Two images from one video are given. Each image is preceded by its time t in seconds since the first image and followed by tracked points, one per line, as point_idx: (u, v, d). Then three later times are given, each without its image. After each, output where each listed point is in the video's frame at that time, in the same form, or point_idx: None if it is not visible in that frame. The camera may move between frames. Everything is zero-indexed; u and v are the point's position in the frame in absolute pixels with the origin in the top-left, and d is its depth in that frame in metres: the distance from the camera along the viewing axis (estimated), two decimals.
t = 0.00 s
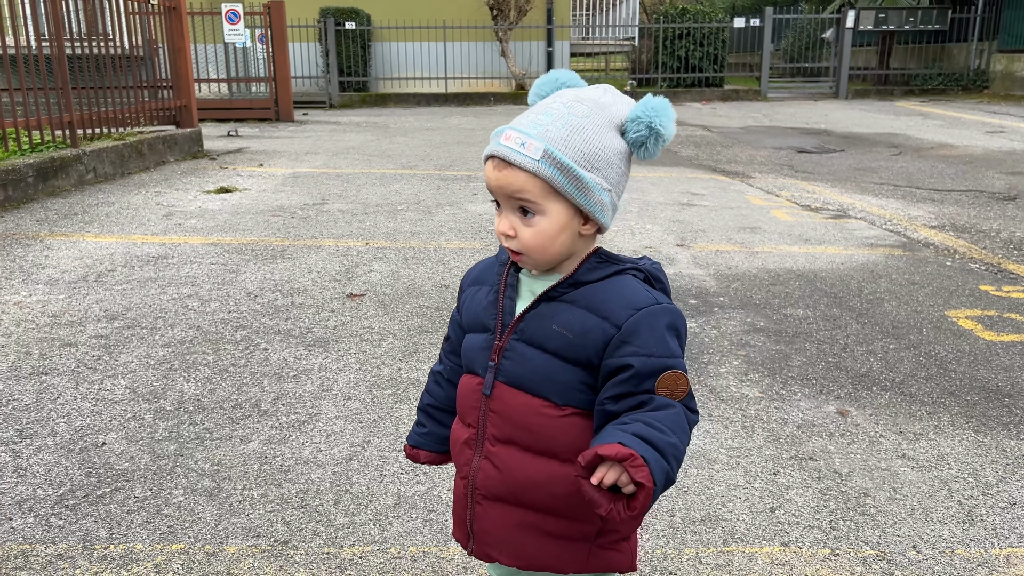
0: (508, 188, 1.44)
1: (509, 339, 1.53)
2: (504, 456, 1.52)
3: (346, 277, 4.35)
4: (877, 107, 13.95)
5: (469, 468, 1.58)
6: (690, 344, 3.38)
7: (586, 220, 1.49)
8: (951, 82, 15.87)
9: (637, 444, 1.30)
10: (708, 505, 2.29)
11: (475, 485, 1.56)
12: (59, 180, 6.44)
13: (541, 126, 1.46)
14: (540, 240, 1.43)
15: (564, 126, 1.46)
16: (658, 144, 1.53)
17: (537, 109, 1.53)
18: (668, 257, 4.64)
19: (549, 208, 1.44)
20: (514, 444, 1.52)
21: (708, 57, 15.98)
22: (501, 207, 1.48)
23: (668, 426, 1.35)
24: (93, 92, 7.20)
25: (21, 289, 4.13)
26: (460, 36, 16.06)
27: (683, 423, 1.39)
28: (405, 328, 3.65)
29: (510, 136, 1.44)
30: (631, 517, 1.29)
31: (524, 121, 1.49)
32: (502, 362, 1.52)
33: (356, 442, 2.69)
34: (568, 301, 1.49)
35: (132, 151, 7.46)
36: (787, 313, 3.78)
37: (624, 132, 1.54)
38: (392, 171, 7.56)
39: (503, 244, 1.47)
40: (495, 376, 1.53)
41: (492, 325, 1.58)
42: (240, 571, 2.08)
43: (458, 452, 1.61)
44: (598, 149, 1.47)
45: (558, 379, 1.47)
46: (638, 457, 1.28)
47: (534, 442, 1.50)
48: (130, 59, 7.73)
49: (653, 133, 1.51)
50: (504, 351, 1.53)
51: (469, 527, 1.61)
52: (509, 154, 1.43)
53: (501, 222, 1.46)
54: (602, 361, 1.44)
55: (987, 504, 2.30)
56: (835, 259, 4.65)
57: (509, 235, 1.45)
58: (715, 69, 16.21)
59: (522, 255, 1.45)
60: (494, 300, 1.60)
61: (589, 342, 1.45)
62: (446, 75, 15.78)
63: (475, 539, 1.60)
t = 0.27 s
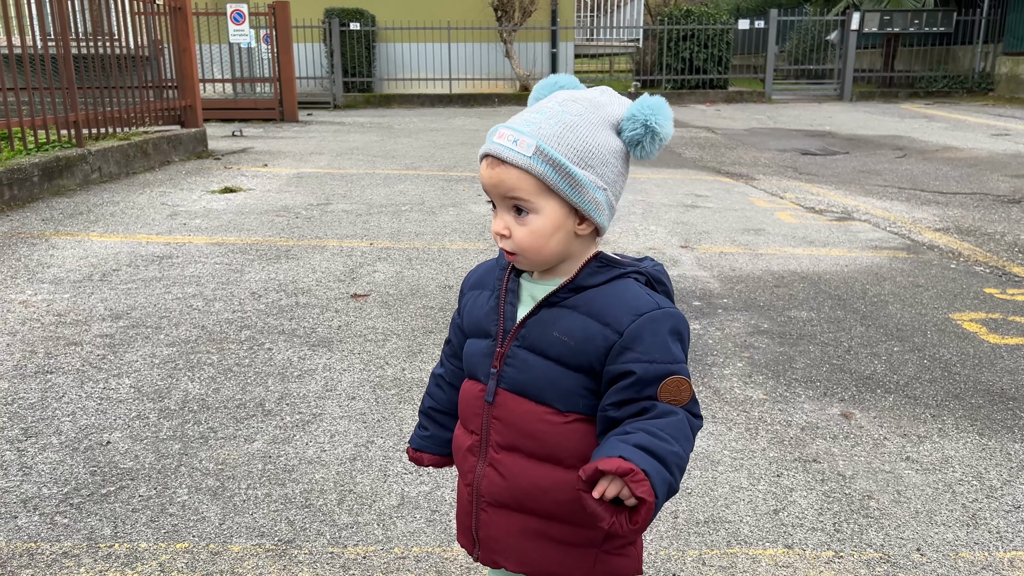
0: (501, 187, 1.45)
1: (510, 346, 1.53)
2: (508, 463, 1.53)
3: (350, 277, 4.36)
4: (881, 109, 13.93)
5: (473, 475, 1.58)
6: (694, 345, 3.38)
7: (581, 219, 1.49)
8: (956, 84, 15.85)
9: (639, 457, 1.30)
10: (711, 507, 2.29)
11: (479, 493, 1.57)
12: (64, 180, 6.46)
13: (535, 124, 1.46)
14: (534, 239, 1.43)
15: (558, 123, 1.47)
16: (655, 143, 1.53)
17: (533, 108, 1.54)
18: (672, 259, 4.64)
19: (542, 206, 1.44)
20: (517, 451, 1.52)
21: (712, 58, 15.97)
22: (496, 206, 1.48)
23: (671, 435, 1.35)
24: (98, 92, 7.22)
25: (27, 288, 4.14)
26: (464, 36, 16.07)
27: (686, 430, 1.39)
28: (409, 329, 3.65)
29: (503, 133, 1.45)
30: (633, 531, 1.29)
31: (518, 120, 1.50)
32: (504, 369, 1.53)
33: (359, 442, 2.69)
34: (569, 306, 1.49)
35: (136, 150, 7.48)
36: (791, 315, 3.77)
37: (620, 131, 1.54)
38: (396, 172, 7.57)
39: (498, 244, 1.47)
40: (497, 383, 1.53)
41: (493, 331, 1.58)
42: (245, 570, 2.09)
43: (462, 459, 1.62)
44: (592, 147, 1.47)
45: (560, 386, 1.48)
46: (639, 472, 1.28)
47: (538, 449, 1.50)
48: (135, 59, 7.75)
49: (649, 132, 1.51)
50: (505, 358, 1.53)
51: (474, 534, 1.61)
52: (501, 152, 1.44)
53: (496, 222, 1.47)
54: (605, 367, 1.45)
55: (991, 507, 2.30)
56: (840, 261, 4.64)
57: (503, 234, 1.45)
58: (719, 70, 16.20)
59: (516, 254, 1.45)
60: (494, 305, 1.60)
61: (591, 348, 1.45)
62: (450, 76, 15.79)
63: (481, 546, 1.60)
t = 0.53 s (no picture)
0: (509, 181, 1.43)
1: (510, 348, 1.53)
2: (513, 467, 1.53)
3: (354, 277, 4.36)
4: (886, 111, 13.92)
5: (479, 480, 1.59)
6: (698, 346, 3.38)
7: (585, 214, 1.49)
8: (961, 86, 15.83)
9: (641, 463, 1.30)
10: (715, 507, 2.29)
11: (486, 498, 1.57)
12: (69, 179, 6.48)
13: (541, 117, 1.46)
14: (543, 234, 1.42)
15: (564, 117, 1.47)
16: (654, 138, 1.55)
17: (534, 103, 1.54)
18: (676, 259, 4.64)
19: (551, 200, 1.43)
20: (521, 455, 1.53)
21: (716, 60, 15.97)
22: (500, 202, 1.46)
23: (673, 434, 1.35)
24: (103, 92, 7.24)
25: (32, 287, 4.15)
26: (468, 37, 16.08)
27: (689, 425, 1.39)
28: (412, 328, 3.65)
29: (511, 126, 1.44)
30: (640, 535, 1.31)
31: (522, 114, 1.49)
32: (504, 372, 1.53)
33: (363, 441, 2.69)
34: (566, 306, 1.49)
35: (141, 150, 7.49)
36: (795, 315, 3.77)
37: (620, 127, 1.56)
38: (400, 172, 7.58)
39: (501, 241, 1.45)
40: (498, 387, 1.53)
41: (492, 335, 1.58)
42: (248, 568, 2.09)
43: (468, 464, 1.63)
44: (598, 141, 1.49)
45: (562, 388, 1.48)
46: (642, 480, 1.28)
47: (542, 452, 1.51)
48: (140, 59, 7.77)
49: (650, 127, 1.54)
50: (505, 362, 1.53)
51: (484, 539, 1.61)
52: (510, 145, 1.42)
53: (501, 218, 1.44)
54: (604, 366, 1.44)
55: (995, 508, 2.30)
56: (844, 262, 4.64)
57: (509, 230, 1.43)
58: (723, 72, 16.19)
59: (522, 252, 1.43)
60: (493, 308, 1.60)
61: (590, 348, 1.45)
62: (454, 77, 15.80)
63: (491, 551, 1.61)
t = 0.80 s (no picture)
0: (510, 181, 1.44)
1: (524, 351, 1.53)
2: (525, 471, 1.53)
3: (359, 278, 4.37)
4: (891, 112, 13.89)
5: (487, 484, 1.58)
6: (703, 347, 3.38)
7: (589, 215, 1.50)
8: (966, 87, 15.79)
9: (678, 469, 1.29)
10: (720, 509, 2.28)
11: (495, 502, 1.57)
12: (75, 180, 6.50)
13: (543, 118, 1.47)
14: (542, 234, 1.43)
15: (566, 117, 1.48)
16: (661, 138, 1.55)
17: (539, 104, 1.55)
18: (681, 261, 4.63)
19: (551, 199, 1.44)
20: (533, 458, 1.53)
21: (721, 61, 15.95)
22: (502, 202, 1.48)
23: (700, 436, 1.35)
24: (109, 93, 7.26)
25: (37, 287, 4.16)
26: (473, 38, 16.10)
27: (711, 426, 1.39)
28: (417, 329, 3.66)
29: (511, 127, 1.45)
30: (676, 541, 1.30)
31: (525, 114, 1.51)
32: (518, 375, 1.52)
33: (368, 441, 2.70)
34: (582, 308, 1.49)
35: (146, 150, 7.52)
36: (800, 317, 3.77)
37: (627, 127, 1.56)
38: (405, 173, 7.59)
39: (503, 240, 1.47)
40: (511, 390, 1.53)
41: (503, 337, 1.57)
42: (253, 569, 2.09)
43: (472, 467, 1.61)
44: (600, 140, 1.49)
45: (579, 392, 1.48)
46: (681, 485, 1.27)
47: (555, 456, 1.51)
48: (146, 60, 7.80)
49: (656, 126, 1.54)
50: (519, 364, 1.53)
51: (488, 543, 1.61)
52: (509, 145, 1.44)
53: (503, 218, 1.46)
54: (622, 369, 1.45)
55: (1001, 511, 2.29)
56: (849, 264, 4.63)
57: (510, 230, 1.44)
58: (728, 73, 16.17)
59: (523, 251, 1.44)
60: (501, 309, 1.59)
61: (609, 350, 1.45)
62: (459, 77, 15.81)
63: (496, 555, 1.60)
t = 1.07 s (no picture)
0: (524, 192, 1.42)
1: (518, 352, 1.53)
2: (519, 473, 1.52)
3: (364, 279, 4.38)
4: (897, 113, 13.86)
5: (480, 484, 1.57)
6: (709, 349, 3.38)
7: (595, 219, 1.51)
8: (972, 88, 15.75)
9: (683, 465, 1.29)
10: (726, 512, 2.28)
11: (488, 503, 1.56)
12: (81, 180, 6.52)
13: (549, 125, 1.46)
14: (559, 243, 1.42)
15: (571, 124, 1.48)
16: (653, 139, 1.59)
17: (536, 111, 1.53)
18: (686, 262, 4.63)
19: (565, 208, 1.43)
20: (527, 459, 1.52)
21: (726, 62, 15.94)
22: (510, 214, 1.45)
23: (700, 432, 1.35)
24: (115, 94, 7.29)
25: (44, 287, 4.18)
26: (478, 40, 16.11)
27: (708, 425, 1.39)
28: (422, 330, 3.66)
29: (521, 137, 1.43)
30: (685, 538, 1.28)
31: (528, 123, 1.48)
32: (512, 376, 1.52)
33: (373, 443, 2.70)
34: (577, 309, 1.49)
35: (152, 151, 7.54)
36: (806, 319, 3.76)
37: (620, 129, 1.59)
38: (410, 174, 7.60)
39: (513, 252, 1.44)
40: (505, 391, 1.53)
41: (498, 338, 1.57)
42: (259, 570, 2.09)
43: (466, 468, 1.61)
44: (605, 146, 1.50)
45: (574, 392, 1.48)
46: (687, 479, 1.27)
47: (549, 458, 1.50)
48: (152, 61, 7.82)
49: (649, 128, 1.57)
50: (513, 365, 1.52)
51: (480, 544, 1.59)
52: (522, 155, 1.42)
53: (513, 230, 1.43)
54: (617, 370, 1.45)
55: (1009, 515, 2.28)
56: (855, 266, 4.62)
57: (524, 241, 1.42)
58: (733, 74, 16.15)
59: (536, 262, 1.43)
60: (497, 310, 1.59)
61: (604, 351, 1.45)
62: (464, 78, 15.83)
63: (488, 557, 1.58)
